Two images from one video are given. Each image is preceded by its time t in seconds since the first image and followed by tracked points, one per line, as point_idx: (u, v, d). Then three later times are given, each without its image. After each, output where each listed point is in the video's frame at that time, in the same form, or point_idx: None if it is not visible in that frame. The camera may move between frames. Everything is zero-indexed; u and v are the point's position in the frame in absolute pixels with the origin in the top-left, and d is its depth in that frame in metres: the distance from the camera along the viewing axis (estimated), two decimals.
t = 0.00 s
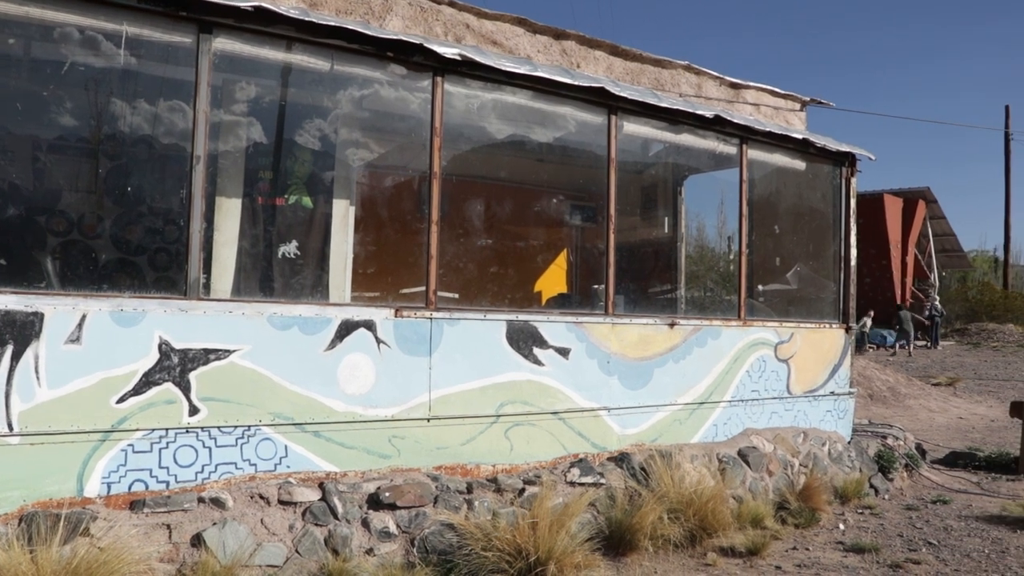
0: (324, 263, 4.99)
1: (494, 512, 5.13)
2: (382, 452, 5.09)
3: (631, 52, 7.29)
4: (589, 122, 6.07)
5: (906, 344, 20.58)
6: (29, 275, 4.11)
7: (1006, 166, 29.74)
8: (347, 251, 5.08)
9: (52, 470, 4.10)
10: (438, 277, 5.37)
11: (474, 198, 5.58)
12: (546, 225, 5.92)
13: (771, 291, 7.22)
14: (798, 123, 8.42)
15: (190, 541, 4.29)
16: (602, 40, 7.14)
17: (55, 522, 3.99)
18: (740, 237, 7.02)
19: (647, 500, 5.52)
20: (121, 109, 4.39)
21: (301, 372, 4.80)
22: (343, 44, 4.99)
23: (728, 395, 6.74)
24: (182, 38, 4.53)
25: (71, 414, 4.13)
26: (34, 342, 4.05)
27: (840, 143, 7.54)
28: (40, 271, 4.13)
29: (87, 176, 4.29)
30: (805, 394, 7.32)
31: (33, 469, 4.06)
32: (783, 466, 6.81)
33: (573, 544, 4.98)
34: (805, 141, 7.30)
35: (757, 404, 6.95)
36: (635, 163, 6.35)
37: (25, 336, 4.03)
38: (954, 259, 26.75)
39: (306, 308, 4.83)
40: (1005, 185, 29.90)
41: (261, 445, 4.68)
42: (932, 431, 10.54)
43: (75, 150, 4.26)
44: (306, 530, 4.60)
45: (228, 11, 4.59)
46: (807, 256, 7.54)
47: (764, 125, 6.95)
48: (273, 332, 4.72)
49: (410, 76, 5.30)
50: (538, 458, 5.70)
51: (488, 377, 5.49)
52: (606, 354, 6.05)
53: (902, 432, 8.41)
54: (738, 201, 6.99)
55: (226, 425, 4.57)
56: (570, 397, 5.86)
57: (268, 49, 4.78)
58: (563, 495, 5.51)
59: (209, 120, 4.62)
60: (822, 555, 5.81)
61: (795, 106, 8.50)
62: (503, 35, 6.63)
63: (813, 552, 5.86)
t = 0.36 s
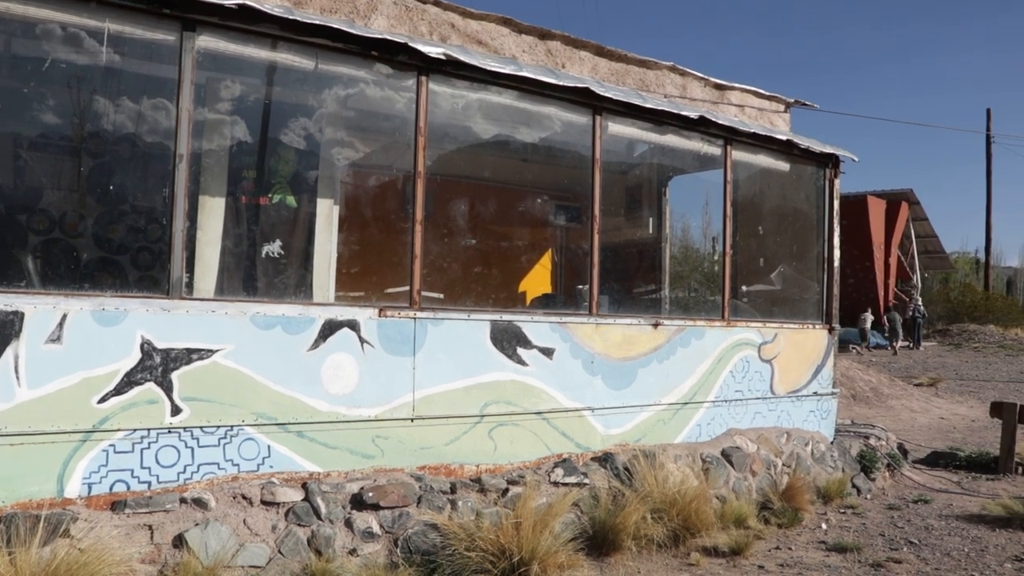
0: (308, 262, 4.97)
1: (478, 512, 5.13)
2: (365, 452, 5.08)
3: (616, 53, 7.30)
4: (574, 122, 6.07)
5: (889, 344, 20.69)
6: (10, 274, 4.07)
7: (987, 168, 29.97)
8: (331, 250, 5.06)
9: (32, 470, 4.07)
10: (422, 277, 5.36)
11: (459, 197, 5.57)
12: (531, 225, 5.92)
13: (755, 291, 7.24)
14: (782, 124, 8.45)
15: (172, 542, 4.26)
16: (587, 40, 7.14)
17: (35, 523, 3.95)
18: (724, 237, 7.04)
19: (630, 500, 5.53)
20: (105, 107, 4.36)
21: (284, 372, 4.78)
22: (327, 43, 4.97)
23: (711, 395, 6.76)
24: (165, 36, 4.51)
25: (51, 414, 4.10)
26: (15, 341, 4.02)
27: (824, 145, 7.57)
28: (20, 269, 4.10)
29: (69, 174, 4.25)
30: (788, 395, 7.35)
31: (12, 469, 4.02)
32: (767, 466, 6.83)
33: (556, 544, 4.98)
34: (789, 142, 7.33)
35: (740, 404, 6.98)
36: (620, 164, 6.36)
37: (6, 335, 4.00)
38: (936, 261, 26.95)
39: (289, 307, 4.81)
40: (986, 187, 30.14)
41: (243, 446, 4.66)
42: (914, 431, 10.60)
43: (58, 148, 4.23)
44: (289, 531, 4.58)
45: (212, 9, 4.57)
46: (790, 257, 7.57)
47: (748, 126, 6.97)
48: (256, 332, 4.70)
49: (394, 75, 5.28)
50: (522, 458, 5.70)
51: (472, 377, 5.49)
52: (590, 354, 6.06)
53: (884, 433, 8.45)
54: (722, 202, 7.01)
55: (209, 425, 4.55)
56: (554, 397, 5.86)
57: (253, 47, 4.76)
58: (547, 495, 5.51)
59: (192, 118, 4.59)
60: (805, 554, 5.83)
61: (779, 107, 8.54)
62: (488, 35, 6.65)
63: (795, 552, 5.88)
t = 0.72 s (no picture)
0: (289, 262, 4.95)
1: (460, 512, 5.13)
2: (347, 453, 5.06)
3: (598, 54, 7.31)
4: (556, 123, 6.07)
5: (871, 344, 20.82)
6: None
7: (967, 169, 30.20)
8: (312, 250, 5.05)
9: (10, 472, 4.03)
10: (403, 277, 5.35)
11: (441, 197, 5.56)
12: (512, 225, 5.93)
13: (737, 291, 7.27)
14: (763, 125, 8.49)
15: (152, 544, 4.25)
16: (569, 41, 7.15)
17: (12, 526, 3.91)
18: (706, 238, 7.06)
19: (612, 500, 5.54)
20: (85, 105, 4.33)
21: (265, 372, 4.75)
22: (309, 42, 4.95)
23: (693, 395, 6.78)
24: (145, 34, 4.47)
25: (29, 415, 4.06)
26: None
27: (805, 146, 7.61)
28: None
29: (48, 173, 4.22)
30: (769, 394, 7.38)
31: None
32: (748, 466, 6.86)
33: (538, 544, 4.99)
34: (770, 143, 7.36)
35: (722, 403, 7.01)
36: (602, 164, 6.37)
37: None
38: (916, 261, 27.15)
39: (270, 307, 4.79)
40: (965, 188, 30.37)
41: (224, 446, 4.64)
42: (893, 430, 10.67)
43: (36, 147, 4.19)
44: (270, 532, 4.57)
45: (193, 7, 4.54)
46: (772, 257, 7.61)
47: (730, 127, 7.00)
48: (236, 332, 4.67)
49: (376, 75, 5.27)
50: (505, 458, 5.70)
51: (454, 377, 5.48)
52: (572, 354, 6.06)
53: (864, 432, 8.50)
54: (704, 202, 7.04)
55: (189, 426, 4.52)
56: (536, 397, 5.86)
57: (234, 46, 4.73)
58: (529, 495, 5.51)
59: (172, 117, 4.56)
60: (785, 553, 5.87)
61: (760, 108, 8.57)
62: (471, 35, 6.63)
63: (776, 551, 5.91)
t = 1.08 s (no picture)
0: (271, 263, 4.93)
1: (442, 513, 5.13)
2: (329, 453, 5.05)
3: (581, 55, 7.32)
4: (539, 123, 6.08)
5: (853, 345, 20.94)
6: None
7: (948, 170, 30.42)
8: (295, 251, 5.03)
9: None
10: (385, 277, 5.34)
11: (424, 198, 5.55)
12: (495, 226, 5.92)
13: (719, 292, 7.30)
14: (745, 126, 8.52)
15: (132, 546, 4.23)
16: (552, 42, 7.16)
17: None
18: (689, 238, 7.09)
19: (594, 500, 5.55)
20: (66, 104, 4.30)
21: (246, 373, 4.73)
22: (291, 42, 4.93)
23: (675, 396, 6.81)
24: (127, 33, 4.45)
25: (8, 416, 4.02)
26: None
27: (787, 147, 7.65)
28: None
29: (28, 172, 4.19)
30: (752, 395, 7.42)
31: None
32: (730, 466, 6.89)
33: (521, 545, 4.99)
34: (752, 144, 7.39)
35: (704, 404, 7.03)
36: (585, 165, 6.38)
37: None
38: (898, 262, 27.34)
39: (252, 308, 4.77)
40: (947, 190, 30.60)
41: (206, 447, 4.61)
42: (874, 430, 10.74)
43: (16, 146, 4.16)
44: (251, 533, 4.55)
45: (174, 6, 4.51)
46: (754, 259, 7.64)
47: (712, 128, 7.03)
48: (218, 333, 4.65)
49: (359, 75, 5.26)
50: (487, 459, 5.70)
51: (436, 378, 5.48)
52: (554, 355, 6.07)
53: (846, 432, 8.55)
54: (687, 203, 7.06)
55: (170, 427, 4.49)
56: (519, 398, 5.86)
57: (216, 46, 4.71)
58: (512, 496, 5.51)
59: (154, 116, 4.53)
60: (767, 553, 5.89)
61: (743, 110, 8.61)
62: (454, 35, 6.65)
63: (758, 551, 5.94)
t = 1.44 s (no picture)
0: (253, 263, 4.91)
1: (423, 514, 5.12)
2: (310, 455, 5.03)
3: (565, 57, 7.31)
4: (523, 125, 6.08)
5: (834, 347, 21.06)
6: None
7: (929, 174, 30.65)
8: (277, 251, 5.01)
9: None
10: (367, 278, 5.33)
11: (406, 199, 5.55)
12: (478, 227, 5.92)
13: (701, 295, 7.33)
14: (728, 129, 8.56)
15: (111, 547, 4.21)
16: (536, 43, 7.17)
17: None
18: (672, 241, 7.11)
19: (575, 502, 5.56)
20: (47, 101, 4.27)
21: (227, 374, 4.71)
22: (274, 42, 4.91)
23: (657, 398, 6.83)
24: (108, 31, 4.42)
25: None
26: None
27: (769, 151, 7.69)
28: None
29: (7, 171, 4.14)
30: (733, 397, 7.45)
31: None
32: (711, 467, 6.92)
33: (502, 547, 4.99)
34: (734, 148, 7.42)
35: (686, 406, 7.06)
36: (568, 167, 6.39)
37: None
38: (879, 265, 27.53)
39: (233, 308, 4.75)
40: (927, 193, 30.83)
41: (186, 448, 4.59)
42: (854, 432, 10.81)
43: None
44: (231, 535, 4.54)
45: (156, 4, 4.49)
46: (736, 261, 7.68)
47: (694, 131, 7.06)
48: (198, 333, 4.62)
49: (342, 76, 5.24)
50: (469, 460, 5.70)
51: (418, 379, 5.47)
52: (536, 356, 6.07)
53: (826, 434, 8.60)
54: (670, 206, 7.08)
55: (150, 428, 4.46)
56: (500, 400, 5.87)
57: (199, 45, 4.69)
58: (493, 497, 5.51)
59: (135, 115, 4.51)
60: (747, 554, 5.92)
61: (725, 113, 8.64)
62: (438, 36, 6.61)
63: (739, 552, 5.97)
